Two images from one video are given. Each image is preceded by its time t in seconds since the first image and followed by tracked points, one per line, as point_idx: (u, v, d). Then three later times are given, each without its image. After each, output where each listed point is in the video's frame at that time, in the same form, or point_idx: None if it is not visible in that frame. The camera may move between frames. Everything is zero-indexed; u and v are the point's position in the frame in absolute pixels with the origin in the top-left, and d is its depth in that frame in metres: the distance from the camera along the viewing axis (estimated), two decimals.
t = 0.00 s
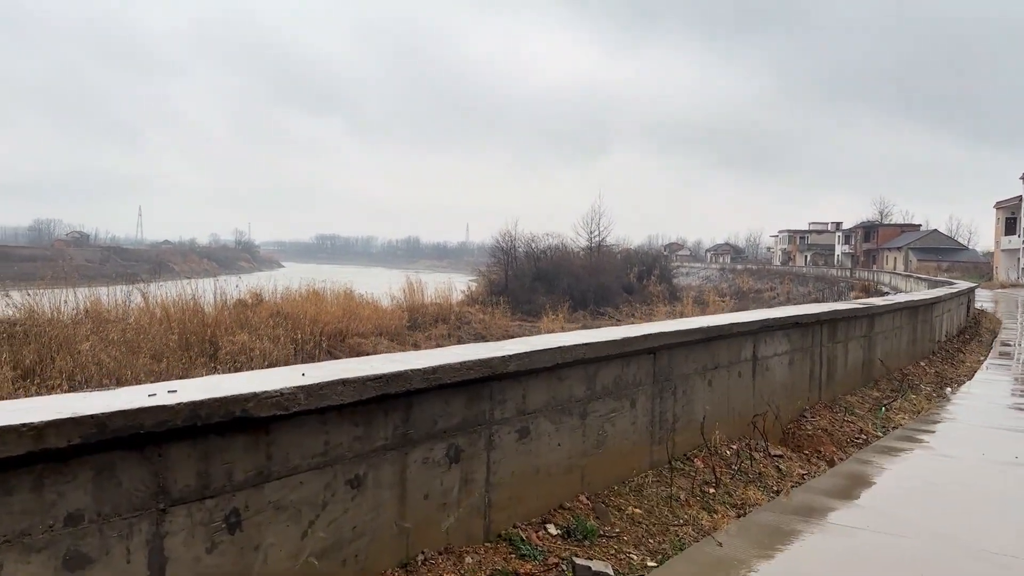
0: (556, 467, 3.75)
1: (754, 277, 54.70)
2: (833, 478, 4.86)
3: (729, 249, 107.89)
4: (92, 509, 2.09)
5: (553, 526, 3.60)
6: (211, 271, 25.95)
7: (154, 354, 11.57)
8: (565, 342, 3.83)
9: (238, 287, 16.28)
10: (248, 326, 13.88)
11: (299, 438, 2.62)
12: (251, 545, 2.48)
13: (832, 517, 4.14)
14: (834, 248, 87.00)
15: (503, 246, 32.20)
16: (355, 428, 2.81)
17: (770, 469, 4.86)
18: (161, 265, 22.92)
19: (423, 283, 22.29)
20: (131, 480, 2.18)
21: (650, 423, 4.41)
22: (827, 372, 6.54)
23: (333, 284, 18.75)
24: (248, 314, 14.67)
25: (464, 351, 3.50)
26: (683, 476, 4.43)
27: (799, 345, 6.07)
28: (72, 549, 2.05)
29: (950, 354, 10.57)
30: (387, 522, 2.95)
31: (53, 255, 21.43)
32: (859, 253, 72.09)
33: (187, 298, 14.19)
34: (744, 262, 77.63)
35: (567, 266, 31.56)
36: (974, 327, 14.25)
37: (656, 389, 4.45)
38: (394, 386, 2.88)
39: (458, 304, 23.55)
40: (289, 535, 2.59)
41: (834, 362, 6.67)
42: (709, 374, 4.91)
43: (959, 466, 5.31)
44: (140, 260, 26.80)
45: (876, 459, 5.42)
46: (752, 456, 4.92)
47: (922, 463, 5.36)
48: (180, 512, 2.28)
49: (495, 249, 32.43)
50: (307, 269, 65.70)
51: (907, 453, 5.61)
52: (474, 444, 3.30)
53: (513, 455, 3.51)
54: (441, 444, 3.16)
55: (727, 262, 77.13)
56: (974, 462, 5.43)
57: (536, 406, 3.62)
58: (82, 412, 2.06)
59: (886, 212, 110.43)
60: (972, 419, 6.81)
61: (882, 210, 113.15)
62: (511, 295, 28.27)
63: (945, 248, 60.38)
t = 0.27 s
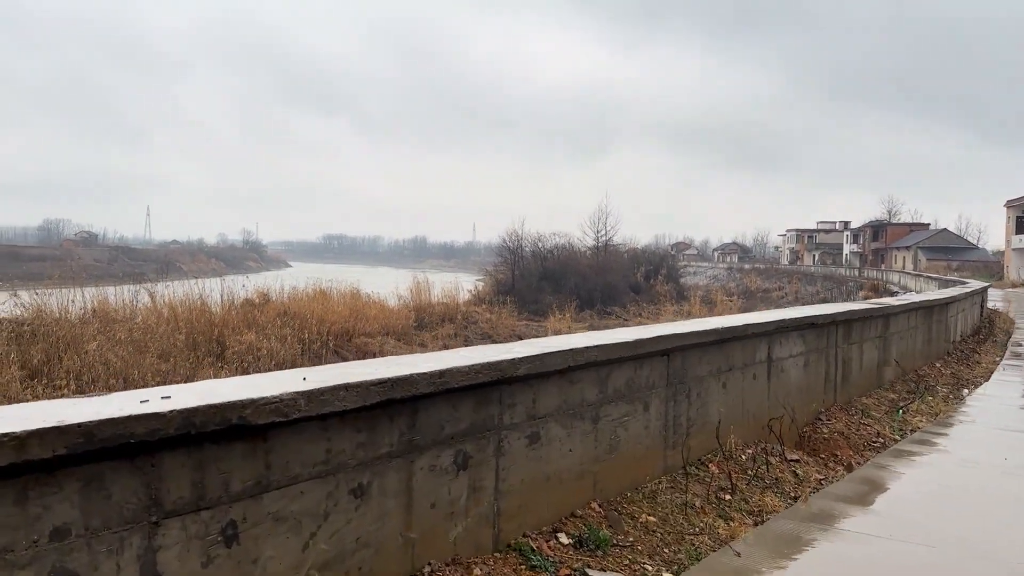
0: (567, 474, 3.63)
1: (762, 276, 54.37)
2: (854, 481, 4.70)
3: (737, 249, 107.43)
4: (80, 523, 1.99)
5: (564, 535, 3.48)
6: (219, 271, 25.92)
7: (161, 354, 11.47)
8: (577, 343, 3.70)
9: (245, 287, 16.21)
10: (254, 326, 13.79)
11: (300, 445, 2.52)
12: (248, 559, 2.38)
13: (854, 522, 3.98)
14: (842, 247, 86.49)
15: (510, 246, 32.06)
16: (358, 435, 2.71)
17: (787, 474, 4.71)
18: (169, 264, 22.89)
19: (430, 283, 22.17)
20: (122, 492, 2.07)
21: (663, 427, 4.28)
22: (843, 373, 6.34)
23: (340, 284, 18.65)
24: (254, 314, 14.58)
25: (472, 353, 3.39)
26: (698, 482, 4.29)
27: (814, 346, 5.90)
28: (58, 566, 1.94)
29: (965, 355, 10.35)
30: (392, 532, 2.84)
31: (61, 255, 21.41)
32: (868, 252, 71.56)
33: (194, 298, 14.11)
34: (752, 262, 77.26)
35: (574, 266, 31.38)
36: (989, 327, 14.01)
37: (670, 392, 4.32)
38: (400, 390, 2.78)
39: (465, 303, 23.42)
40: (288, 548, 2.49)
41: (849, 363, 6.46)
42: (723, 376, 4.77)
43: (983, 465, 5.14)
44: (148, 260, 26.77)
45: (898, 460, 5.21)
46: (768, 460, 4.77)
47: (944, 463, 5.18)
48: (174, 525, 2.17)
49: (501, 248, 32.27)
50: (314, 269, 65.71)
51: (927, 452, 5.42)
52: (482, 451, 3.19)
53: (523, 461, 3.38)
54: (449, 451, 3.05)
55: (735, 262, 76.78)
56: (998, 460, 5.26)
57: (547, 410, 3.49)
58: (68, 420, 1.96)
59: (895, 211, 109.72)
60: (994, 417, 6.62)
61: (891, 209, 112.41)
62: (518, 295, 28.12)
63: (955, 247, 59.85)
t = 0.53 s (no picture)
0: (575, 480, 3.53)
1: (768, 274, 54.08)
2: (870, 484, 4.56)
3: (741, 247, 107.08)
4: (65, 538, 1.94)
5: (572, 544, 3.37)
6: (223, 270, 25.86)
7: (165, 353, 11.39)
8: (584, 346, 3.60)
9: (249, 286, 16.12)
10: (258, 325, 13.71)
11: (297, 454, 2.46)
12: (243, 573, 2.31)
13: (871, 528, 3.84)
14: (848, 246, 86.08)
15: (514, 245, 31.91)
16: (358, 442, 2.64)
17: (799, 478, 4.60)
18: (173, 263, 22.82)
19: (434, 282, 22.04)
20: (108, 506, 2.02)
21: (673, 430, 4.17)
22: (853, 373, 6.19)
23: (343, 283, 18.55)
24: (258, 313, 14.48)
25: (476, 357, 3.31)
26: (708, 488, 4.18)
27: (826, 346, 5.76)
28: None
29: (977, 355, 10.19)
30: (394, 542, 2.76)
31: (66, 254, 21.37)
32: (874, 251, 71.15)
33: (198, 298, 14.04)
34: (757, 261, 76.95)
35: (578, 265, 31.20)
36: (1000, 326, 13.81)
37: (679, 395, 4.21)
38: (401, 396, 2.71)
39: (469, 302, 23.29)
40: (285, 561, 2.42)
41: (860, 363, 6.31)
42: (734, 378, 4.66)
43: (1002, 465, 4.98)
44: (152, 259, 26.70)
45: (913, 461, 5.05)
46: (779, 465, 4.66)
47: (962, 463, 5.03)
48: (164, 539, 2.12)
49: (506, 247, 32.12)
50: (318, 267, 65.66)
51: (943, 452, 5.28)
52: (487, 457, 3.10)
53: (529, 468, 3.29)
54: (452, 457, 2.96)
55: (740, 260, 76.49)
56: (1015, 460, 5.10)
57: (553, 415, 3.40)
58: (52, 431, 1.90)
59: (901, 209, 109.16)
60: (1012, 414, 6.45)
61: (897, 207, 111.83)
62: (523, 293, 27.97)
63: (963, 244, 59.40)
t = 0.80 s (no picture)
0: (579, 482, 3.46)
1: (768, 271, 53.96)
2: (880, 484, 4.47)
3: (742, 244, 106.97)
4: (51, 547, 1.90)
5: (576, 548, 3.30)
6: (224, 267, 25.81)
7: (165, 351, 11.31)
8: (587, 345, 3.53)
9: (248, 284, 16.03)
10: (258, 323, 13.63)
11: (293, 458, 2.40)
12: None
13: (882, 531, 3.73)
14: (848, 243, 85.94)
15: (514, 242, 31.79)
16: (356, 445, 2.58)
17: (806, 479, 4.52)
18: (172, 261, 22.72)
19: (434, 279, 21.96)
20: (96, 513, 1.98)
21: (678, 431, 4.10)
22: (859, 371, 6.12)
23: (343, 280, 18.45)
24: (257, 312, 14.40)
25: (478, 356, 3.24)
26: (714, 489, 4.11)
27: (831, 344, 5.69)
28: None
29: (982, 352, 10.10)
30: (394, 548, 2.70)
31: (65, 252, 21.26)
32: (875, 248, 71.01)
33: (197, 296, 13.95)
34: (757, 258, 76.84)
35: (579, 262, 31.09)
36: (1004, 322, 13.71)
37: (684, 394, 4.13)
38: (401, 398, 2.64)
39: (469, 300, 23.21)
40: (281, 568, 2.37)
41: (865, 361, 6.24)
42: (739, 377, 4.58)
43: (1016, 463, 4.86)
44: (151, 257, 26.58)
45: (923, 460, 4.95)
46: (786, 465, 4.59)
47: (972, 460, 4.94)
48: (155, 547, 2.09)
49: (506, 244, 32.01)
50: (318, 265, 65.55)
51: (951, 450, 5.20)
52: (489, 460, 3.03)
53: (532, 470, 3.22)
54: (454, 460, 2.90)
55: (740, 257, 76.38)
56: None
57: (556, 416, 3.32)
58: (36, 437, 1.86)
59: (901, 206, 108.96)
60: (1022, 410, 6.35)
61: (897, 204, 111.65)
62: (523, 291, 27.86)
63: (963, 240, 59.29)
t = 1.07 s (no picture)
0: (583, 483, 3.38)
1: (764, 267, 53.98)
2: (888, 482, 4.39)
3: (737, 240, 107.02)
4: (37, 557, 1.82)
5: (580, 550, 3.23)
6: (219, 264, 25.67)
7: (161, 348, 11.19)
8: (591, 343, 3.45)
9: (244, 281, 15.91)
10: (254, 320, 13.53)
11: (291, 462, 2.32)
12: None
13: (892, 532, 3.64)
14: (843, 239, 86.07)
15: (510, 238, 31.68)
16: (356, 448, 2.50)
17: (812, 477, 4.45)
18: (167, 258, 22.56)
19: (430, 276, 21.87)
20: (85, 521, 1.90)
21: (682, 429, 4.03)
22: (863, 367, 6.06)
23: (339, 277, 18.34)
24: (252, 309, 14.29)
25: (480, 354, 3.16)
26: (720, 489, 4.04)
27: (835, 341, 5.62)
28: None
29: (982, 347, 10.06)
30: (395, 553, 2.62)
31: (58, 250, 21.08)
32: (870, 243, 71.11)
33: (193, 293, 13.82)
34: (752, 254, 76.89)
35: (575, 258, 31.02)
36: (1002, 317, 13.68)
37: (689, 392, 4.06)
38: (402, 399, 2.56)
39: (465, 296, 23.12)
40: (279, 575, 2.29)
41: (868, 357, 6.18)
42: (743, 374, 4.51)
43: None
44: (145, 254, 26.40)
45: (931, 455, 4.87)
46: (791, 463, 4.52)
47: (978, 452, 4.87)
48: (146, 556, 2.01)
49: (502, 241, 31.91)
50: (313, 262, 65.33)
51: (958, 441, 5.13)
52: (492, 461, 2.95)
53: (535, 471, 3.14)
54: (456, 462, 2.82)
55: (736, 253, 76.45)
56: None
57: (560, 415, 3.25)
58: (20, 442, 1.77)
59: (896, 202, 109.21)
60: None
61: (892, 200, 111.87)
62: (519, 287, 27.78)
63: (958, 235, 59.39)
